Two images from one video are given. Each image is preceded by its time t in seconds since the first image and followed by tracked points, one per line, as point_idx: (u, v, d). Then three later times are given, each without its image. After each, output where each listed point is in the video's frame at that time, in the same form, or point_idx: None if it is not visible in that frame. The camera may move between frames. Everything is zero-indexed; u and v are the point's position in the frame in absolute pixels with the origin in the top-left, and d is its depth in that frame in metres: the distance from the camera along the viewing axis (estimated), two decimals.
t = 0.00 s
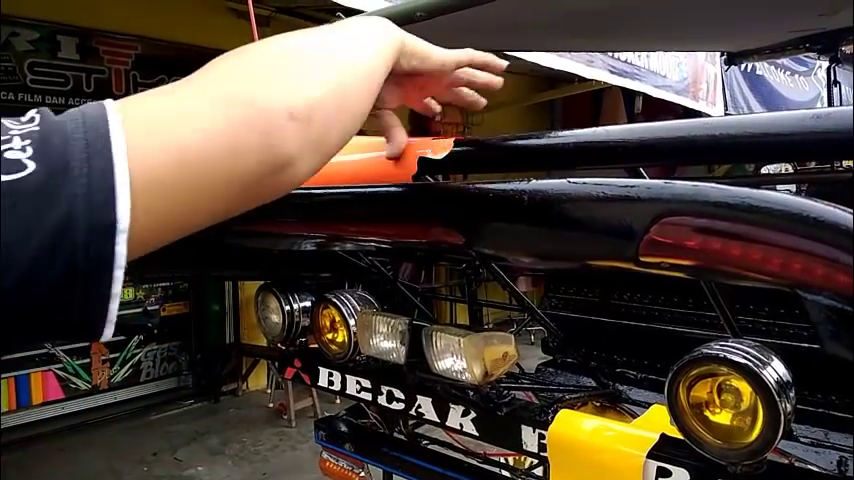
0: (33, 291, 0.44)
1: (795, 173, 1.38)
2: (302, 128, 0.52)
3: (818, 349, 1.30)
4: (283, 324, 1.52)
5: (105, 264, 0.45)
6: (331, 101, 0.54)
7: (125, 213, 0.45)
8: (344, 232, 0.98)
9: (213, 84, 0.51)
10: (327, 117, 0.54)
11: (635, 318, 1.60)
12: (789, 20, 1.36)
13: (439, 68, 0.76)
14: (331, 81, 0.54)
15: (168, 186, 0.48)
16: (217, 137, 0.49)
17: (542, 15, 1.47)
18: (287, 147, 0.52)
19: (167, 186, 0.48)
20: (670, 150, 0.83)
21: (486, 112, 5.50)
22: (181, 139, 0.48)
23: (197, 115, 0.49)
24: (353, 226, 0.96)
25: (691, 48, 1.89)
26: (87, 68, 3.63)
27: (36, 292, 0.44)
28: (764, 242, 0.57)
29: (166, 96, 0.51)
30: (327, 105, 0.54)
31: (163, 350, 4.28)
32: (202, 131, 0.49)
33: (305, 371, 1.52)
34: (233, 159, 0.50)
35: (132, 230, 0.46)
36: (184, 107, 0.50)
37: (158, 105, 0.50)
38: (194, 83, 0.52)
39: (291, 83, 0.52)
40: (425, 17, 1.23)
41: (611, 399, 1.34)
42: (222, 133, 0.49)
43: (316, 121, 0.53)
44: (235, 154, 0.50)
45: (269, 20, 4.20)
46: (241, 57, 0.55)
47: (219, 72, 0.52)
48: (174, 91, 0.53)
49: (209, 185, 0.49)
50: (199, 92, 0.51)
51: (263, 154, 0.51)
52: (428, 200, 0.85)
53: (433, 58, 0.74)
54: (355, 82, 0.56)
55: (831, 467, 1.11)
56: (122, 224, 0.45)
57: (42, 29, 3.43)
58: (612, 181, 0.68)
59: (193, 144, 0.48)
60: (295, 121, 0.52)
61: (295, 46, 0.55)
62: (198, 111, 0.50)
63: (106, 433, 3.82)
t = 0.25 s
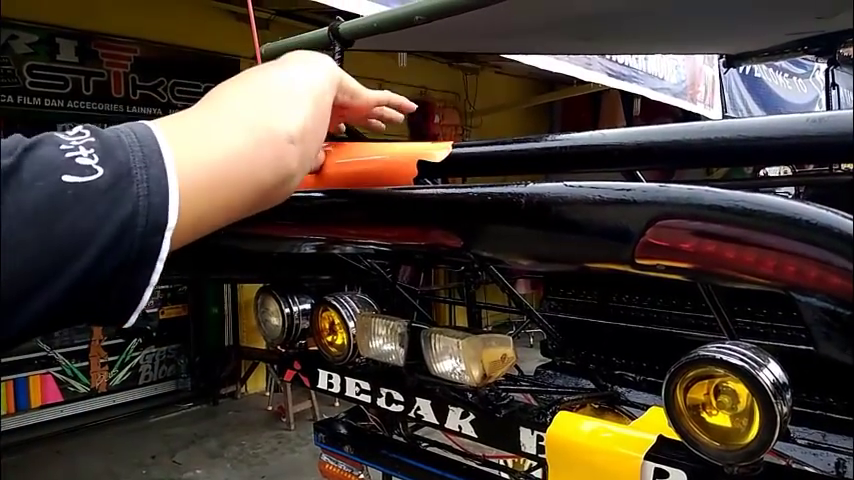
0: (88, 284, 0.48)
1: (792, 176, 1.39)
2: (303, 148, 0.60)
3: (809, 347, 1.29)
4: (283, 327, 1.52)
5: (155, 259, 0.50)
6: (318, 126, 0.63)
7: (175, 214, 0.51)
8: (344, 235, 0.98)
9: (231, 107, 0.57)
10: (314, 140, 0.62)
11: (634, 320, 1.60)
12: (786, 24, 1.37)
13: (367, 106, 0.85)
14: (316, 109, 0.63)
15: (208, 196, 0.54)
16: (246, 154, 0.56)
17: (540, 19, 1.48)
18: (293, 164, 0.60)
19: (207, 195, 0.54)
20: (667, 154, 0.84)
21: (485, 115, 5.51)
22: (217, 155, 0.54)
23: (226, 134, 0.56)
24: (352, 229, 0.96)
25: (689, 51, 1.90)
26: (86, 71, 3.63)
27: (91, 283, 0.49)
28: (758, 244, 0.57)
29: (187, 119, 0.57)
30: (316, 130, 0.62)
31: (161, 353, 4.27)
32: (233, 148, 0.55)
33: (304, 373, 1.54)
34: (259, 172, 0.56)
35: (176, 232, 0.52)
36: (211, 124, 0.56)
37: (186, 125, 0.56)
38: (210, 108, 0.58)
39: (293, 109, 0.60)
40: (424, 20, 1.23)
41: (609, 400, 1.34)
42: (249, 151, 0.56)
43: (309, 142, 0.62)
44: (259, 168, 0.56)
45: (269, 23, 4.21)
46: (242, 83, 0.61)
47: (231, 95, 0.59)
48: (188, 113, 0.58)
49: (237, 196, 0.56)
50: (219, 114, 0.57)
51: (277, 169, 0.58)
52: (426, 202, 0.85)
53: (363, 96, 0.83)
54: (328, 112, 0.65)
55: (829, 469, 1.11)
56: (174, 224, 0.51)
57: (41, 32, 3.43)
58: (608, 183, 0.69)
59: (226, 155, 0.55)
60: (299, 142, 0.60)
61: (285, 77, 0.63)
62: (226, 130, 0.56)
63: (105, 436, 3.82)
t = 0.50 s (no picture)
0: (44, 310, 0.47)
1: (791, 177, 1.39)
2: (306, 169, 0.56)
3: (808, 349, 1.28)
4: (282, 329, 1.52)
5: (118, 286, 0.49)
6: (329, 146, 0.58)
7: (139, 239, 0.48)
8: (344, 238, 0.98)
9: (225, 124, 0.54)
10: (324, 160, 0.58)
11: (633, 322, 1.61)
12: (785, 26, 1.37)
13: (395, 121, 0.84)
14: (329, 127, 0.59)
15: (181, 222, 0.50)
16: (230, 175, 0.52)
17: (539, 21, 1.48)
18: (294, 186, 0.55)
19: (180, 221, 0.50)
20: (666, 156, 0.84)
21: (484, 117, 5.52)
22: (196, 176, 0.51)
23: (211, 154, 0.52)
24: (353, 232, 0.97)
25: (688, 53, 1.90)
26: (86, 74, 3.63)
27: (49, 308, 0.48)
28: (758, 245, 0.57)
29: (178, 135, 0.54)
30: (325, 151, 0.58)
31: (162, 356, 4.28)
32: (216, 169, 0.52)
33: (304, 375, 1.53)
34: (246, 196, 0.52)
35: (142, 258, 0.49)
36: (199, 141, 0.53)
37: (172, 143, 0.53)
38: (205, 124, 0.55)
39: (297, 127, 0.56)
40: (424, 22, 1.24)
41: (609, 402, 1.36)
42: (236, 172, 0.52)
43: (316, 163, 0.57)
44: (247, 190, 0.52)
45: (268, 26, 4.21)
46: (246, 99, 0.58)
47: (231, 110, 0.56)
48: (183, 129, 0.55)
49: (219, 220, 0.52)
50: (211, 131, 0.54)
51: (272, 192, 0.54)
52: (427, 205, 0.85)
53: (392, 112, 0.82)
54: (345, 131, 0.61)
55: (828, 470, 1.11)
56: (135, 252, 0.48)
57: (41, 35, 3.44)
58: (607, 185, 0.69)
59: (208, 175, 0.51)
60: (300, 162, 0.55)
61: (297, 93, 0.59)
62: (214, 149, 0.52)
63: (105, 439, 3.82)
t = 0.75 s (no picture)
0: None
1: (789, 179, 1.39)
2: (312, 154, 0.50)
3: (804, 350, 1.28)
4: (279, 331, 1.51)
5: (73, 307, 0.43)
6: (343, 128, 0.52)
7: (91, 247, 0.43)
8: (341, 240, 0.97)
9: (219, 105, 0.49)
10: (337, 144, 0.51)
11: (631, 324, 1.60)
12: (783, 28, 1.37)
13: (469, 85, 0.76)
14: (344, 106, 0.52)
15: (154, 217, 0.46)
16: (214, 164, 0.47)
17: (537, 23, 1.48)
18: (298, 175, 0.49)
19: (152, 217, 0.45)
20: (664, 159, 0.84)
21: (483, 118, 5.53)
22: (173, 165, 0.46)
23: (194, 140, 0.47)
24: (349, 234, 0.96)
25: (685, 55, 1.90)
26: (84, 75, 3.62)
27: None
28: (756, 250, 0.57)
29: (168, 117, 0.49)
30: (337, 133, 0.51)
31: (160, 358, 4.27)
32: (197, 158, 0.47)
33: (301, 378, 1.53)
34: (233, 188, 0.47)
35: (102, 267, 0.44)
36: (182, 127, 0.48)
37: (156, 127, 0.48)
38: (199, 105, 0.50)
39: (304, 107, 0.50)
40: (420, 24, 1.24)
41: (607, 404, 1.36)
42: (222, 159, 0.47)
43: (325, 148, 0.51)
44: (234, 181, 0.47)
45: (267, 27, 4.21)
46: (251, 76, 0.52)
47: (226, 93, 0.51)
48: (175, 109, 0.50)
49: (201, 215, 0.47)
50: (202, 113, 0.49)
51: (267, 182, 0.48)
52: (427, 208, 0.85)
53: (462, 72, 0.73)
54: (370, 109, 0.54)
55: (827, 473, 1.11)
56: (90, 262, 0.43)
57: (39, 37, 3.43)
58: (604, 189, 0.69)
59: (188, 164, 0.46)
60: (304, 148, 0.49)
61: (311, 68, 0.53)
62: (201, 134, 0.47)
63: (102, 441, 3.81)
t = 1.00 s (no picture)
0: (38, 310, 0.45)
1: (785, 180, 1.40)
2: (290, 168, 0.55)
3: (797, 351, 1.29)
4: (278, 332, 1.51)
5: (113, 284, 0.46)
6: (307, 145, 0.58)
7: (140, 238, 0.46)
8: (339, 241, 0.98)
9: (211, 124, 0.52)
10: (303, 158, 0.57)
11: (627, 324, 1.62)
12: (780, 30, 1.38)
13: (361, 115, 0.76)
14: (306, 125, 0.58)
15: (178, 222, 0.49)
16: (225, 175, 0.51)
17: (535, 24, 1.49)
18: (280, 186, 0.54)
19: (177, 222, 0.49)
20: (658, 159, 0.85)
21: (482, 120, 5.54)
22: (189, 176, 0.49)
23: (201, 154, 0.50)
24: (347, 235, 0.96)
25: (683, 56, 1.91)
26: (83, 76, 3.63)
27: (42, 311, 0.45)
28: (747, 248, 0.58)
29: (161, 136, 0.51)
30: (304, 149, 0.57)
31: (159, 359, 4.27)
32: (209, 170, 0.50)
33: (300, 378, 1.54)
34: (240, 196, 0.51)
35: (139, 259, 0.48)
36: (185, 143, 0.51)
37: (159, 142, 0.50)
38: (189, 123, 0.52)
39: (281, 126, 0.55)
40: (418, 27, 1.24)
41: (605, 404, 1.36)
42: (228, 171, 0.51)
43: (297, 162, 0.56)
44: (239, 191, 0.51)
45: (266, 29, 4.22)
46: (226, 100, 0.56)
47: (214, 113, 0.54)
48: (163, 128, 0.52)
49: (211, 221, 0.50)
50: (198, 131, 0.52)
51: (261, 192, 0.53)
52: (423, 207, 0.85)
53: (358, 103, 0.73)
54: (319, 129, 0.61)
55: (823, 472, 1.12)
56: (135, 248, 0.46)
57: (38, 38, 3.43)
58: (596, 188, 0.69)
59: (201, 175, 0.50)
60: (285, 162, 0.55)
61: (271, 92, 0.58)
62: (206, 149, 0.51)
63: (101, 442, 3.81)
